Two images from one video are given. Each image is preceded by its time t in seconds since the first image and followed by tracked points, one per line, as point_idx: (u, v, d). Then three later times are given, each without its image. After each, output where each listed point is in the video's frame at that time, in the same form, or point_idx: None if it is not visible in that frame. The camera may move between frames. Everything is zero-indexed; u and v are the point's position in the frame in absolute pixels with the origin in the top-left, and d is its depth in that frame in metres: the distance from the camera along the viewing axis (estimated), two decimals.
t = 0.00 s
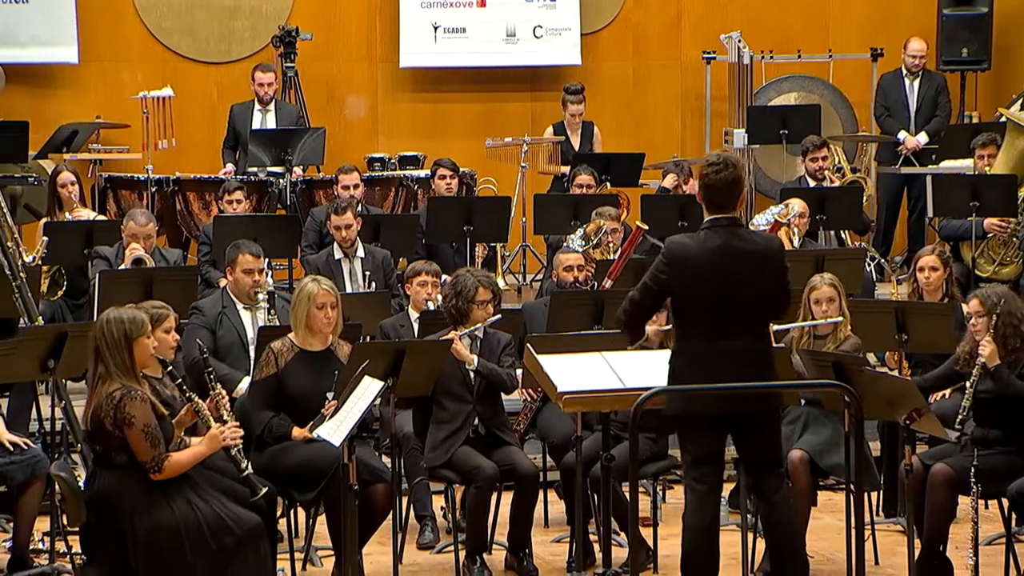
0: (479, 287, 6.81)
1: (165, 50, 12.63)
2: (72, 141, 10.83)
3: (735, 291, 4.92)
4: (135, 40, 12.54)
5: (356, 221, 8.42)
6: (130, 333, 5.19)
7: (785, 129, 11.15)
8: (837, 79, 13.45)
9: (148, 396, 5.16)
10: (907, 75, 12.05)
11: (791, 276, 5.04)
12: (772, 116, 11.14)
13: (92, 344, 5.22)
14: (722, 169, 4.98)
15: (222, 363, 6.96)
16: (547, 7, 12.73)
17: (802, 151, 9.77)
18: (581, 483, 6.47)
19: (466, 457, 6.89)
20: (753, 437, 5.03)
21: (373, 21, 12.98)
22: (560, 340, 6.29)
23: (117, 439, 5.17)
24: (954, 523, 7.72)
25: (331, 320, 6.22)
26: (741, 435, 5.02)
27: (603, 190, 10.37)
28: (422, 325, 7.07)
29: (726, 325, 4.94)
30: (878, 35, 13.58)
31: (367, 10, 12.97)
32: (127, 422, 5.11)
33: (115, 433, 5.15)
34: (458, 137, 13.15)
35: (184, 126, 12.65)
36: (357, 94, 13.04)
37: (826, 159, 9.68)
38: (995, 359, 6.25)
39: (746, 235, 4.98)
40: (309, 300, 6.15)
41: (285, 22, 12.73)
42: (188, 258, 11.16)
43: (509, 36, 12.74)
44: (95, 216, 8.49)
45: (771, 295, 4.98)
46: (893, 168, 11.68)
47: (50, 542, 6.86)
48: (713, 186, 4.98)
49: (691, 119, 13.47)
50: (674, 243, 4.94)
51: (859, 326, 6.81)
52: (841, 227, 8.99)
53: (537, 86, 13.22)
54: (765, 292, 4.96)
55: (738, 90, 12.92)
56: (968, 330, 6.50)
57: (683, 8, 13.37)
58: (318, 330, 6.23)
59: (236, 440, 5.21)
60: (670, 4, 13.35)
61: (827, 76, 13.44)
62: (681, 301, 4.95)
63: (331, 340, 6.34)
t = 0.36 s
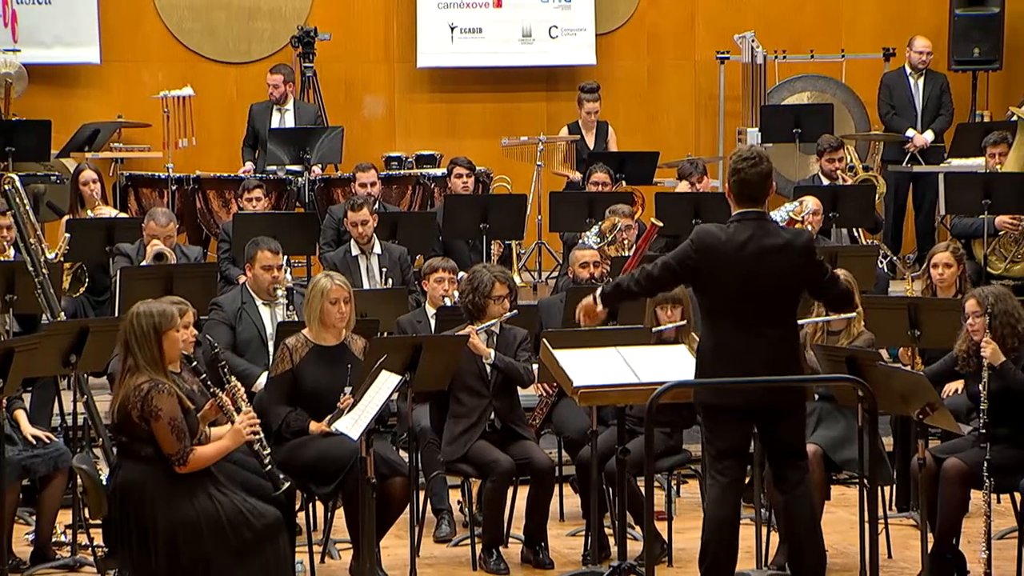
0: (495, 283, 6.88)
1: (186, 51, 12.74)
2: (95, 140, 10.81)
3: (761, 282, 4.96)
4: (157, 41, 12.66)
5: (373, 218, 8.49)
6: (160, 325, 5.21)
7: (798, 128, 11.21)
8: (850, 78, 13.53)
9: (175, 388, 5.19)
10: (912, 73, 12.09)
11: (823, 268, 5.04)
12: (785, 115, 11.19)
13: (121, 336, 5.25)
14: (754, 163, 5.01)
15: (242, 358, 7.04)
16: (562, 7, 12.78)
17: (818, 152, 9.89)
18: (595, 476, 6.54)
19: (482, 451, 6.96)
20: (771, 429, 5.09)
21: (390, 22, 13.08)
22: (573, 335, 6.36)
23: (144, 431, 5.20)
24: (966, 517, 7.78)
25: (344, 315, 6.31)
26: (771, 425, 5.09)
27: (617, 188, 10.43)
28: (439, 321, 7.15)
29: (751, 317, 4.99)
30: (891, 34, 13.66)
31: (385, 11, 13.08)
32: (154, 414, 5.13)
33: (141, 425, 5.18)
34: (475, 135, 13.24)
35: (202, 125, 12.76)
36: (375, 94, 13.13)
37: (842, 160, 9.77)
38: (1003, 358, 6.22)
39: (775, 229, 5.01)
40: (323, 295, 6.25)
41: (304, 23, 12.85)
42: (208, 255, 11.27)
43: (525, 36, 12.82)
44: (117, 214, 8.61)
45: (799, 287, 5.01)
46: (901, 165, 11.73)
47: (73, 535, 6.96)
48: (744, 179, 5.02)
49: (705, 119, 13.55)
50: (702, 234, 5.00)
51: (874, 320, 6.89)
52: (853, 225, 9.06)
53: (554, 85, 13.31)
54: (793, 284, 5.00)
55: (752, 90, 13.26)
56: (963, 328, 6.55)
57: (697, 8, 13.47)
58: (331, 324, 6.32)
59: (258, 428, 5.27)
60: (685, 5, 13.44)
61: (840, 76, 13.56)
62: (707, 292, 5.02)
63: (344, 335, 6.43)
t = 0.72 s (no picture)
0: (513, 280, 6.94)
1: (206, 52, 12.85)
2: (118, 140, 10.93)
3: (773, 281, 4.99)
4: (178, 42, 12.78)
5: (389, 214, 8.59)
6: (193, 322, 5.25)
7: (812, 128, 11.27)
8: (864, 78, 13.58)
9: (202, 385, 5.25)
10: (918, 74, 12.13)
11: (833, 261, 5.08)
12: (798, 115, 11.26)
13: (154, 331, 5.27)
14: (761, 161, 5.02)
15: (262, 355, 7.13)
16: (577, 8, 12.84)
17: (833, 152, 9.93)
18: (611, 472, 6.61)
19: (499, 447, 7.04)
20: (778, 425, 5.13)
21: (408, 24, 13.17)
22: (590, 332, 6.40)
23: (170, 426, 5.26)
24: (979, 513, 7.83)
25: (356, 311, 6.39)
26: (777, 422, 5.13)
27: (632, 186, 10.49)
28: (457, 318, 7.23)
29: (762, 314, 5.03)
30: (905, 32, 13.70)
31: (402, 13, 13.17)
32: (181, 410, 5.19)
33: (167, 421, 5.24)
34: (493, 136, 13.33)
35: (222, 125, 12.87)
36: (393, 95, 13.22)
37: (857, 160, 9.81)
38: (1010, 357, 6.32)
39: (784, 226, 5.04)
40: (334, 292, 6.32)
41: (323, 25, 12.94)
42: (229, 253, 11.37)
43: (541, 37, 12.87)
44: (138, 214, 8.70)
45: (809, 282, 5.05)
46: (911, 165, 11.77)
47: (96, 529, 7.06)
48: (753, 178, 5.04)
49: (720, 120, 13.63)
50: (712, 235, 5.02)
51: (888, 317, 6.96)
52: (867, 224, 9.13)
53: (570, 85, 13.39)
54: (805, 280, 5.03)
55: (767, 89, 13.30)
56: (971, 329, 6.59)
57: (712, 8, 13.54)
58: (343, 320, 6.40)
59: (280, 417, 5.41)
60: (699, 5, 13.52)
61: (853, 76, 13.58)
62: (722, 291, 5.04)
63: (355, 330, 6.52)
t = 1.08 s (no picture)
0: (522, 279, 7.01)
1: (218, 54, 12.94)
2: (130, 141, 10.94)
3: (794, 283, 5.03)
4: (190, 44, 12.88)
5: (399, 212, 8.66)
6: (205, 321, 5.33)
7: (818, 128, 11.34)
8: (869, 79, 13.64)
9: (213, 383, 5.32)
10: (921, 75, 12.28)
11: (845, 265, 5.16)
12: (804, 116, 11.34)
13: (166, 328, 5.37)
14: (777, 162, 5.06)
15: (274, 353, 7.21)
16: (585, 10, 12.88)
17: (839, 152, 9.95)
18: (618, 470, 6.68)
19: (509, 444, 7.11)
20: (792, 424, 5.18)
21: (418, 26, 13.25)
22: (599, 330, 6.46)
23: (183, 424, 5.33)
24: (985, 510, 7.88)
25: (361, 310, 6.43)
26: (791, 421, 5.18)
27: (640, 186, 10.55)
28: (467, 317, 7.30)
29: (774, 314, 5.07)
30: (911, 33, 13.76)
31: (412, 17, 13.25)
32: (192, 407, 5.26)
33: (180, 417, 5.31)
34: (502, 137, 13.40)
35: (235, 125, 12.96)
36: (403, 95, 13.31)
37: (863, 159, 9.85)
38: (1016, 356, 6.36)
39: (802, 227, 5.09)
40: (340, 291, 6.38)
41: (334, 27, 13.02)
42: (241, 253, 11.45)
43: (550, 39, 12.91)
44: (151, 214, 8.75)
45: (827, 285, 5.11)
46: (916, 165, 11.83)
47: (109, 525, 7.14)
48: (768, 180, 5.07)
49: (726, 122, 13.69)
50: (734, 238, 5.05)
51: (893, 315, 7.03)
52: (872, 223, 9.19)
53: (578, 88, 13.46)
54: (823, 283, 5.09)
55: (772, 91, 13.17)
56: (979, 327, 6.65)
57: (719, 10, 13.62)
58: (347, 319, 6.43)
59: (291, 413, 5.55)
60: (705, 7, 13.60)
61: (858, 78, 13.64)
62: (743, 294, 5.07)
63: (362, 330, 6.55)
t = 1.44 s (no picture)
0: (516, 278, 7.08)
1: (214, 55, 12.99)
2: (127, 142, 11.00)
3: (795, 279, 5.06)
4: (187, 46, 12.93)
5: (395, 211, 8.69)
6: (200, 321, 5.39)
7: (807, 129, 11.44)
8: (857, 82, 13.73)
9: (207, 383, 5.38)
10: (911, 77, 12.38)
11: (847, 264, 5.18)
12: (793, 118, 11.46)
13: (162, 327, 5.43)
14: (783, 164, 5.14)
15: (269, 352, 7.26)
16: (577, 12, 12.93)
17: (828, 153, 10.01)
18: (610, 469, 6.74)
19: (503, 442, 7.17)
20: (791, 420, 5.22)
21: (412, 28, 13.30)
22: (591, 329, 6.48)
23: (176, 423, 5.39)
24: (974, 508, 7.95)
25: (354, 309, 6.49)
26: (790, 418, 5.23)
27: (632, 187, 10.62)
28: (461, 316, 7.36)
29: (766, 312, 5.10)
30: (900, 35, 13.86)
31: (406, 20, 13.30)
32: (185, 406, 5.32)
33: (173, 416, 5.37)
34: (495, 138, 13.46)
35: (231, 126, 13.02)
36: (397, 96, 13.37)
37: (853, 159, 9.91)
38: (1006, 356, 6.44)
39: (804, 227, 5.12)
40: (334, 290, 6.44)
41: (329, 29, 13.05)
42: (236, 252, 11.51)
43: (542, 41, 12.99)
44: (147, 214, 8.80)
45: (827, 283, 5.13)
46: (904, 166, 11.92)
47: (107, 523, 7.20)
48: (771, 179, 5.15)
49: (717, 123, 13.76)
50: (736, 233, 5.09)
51: (883, 313, 7.07)
52: (861, 224, 9.28)
53: (569, 91, 13.51)
54: (823, 280, 5.12)
55: (761, 92, 13.33)
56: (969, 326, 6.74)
57: (710, 13, 13.70)
58: (341, 318, 6.49)
59: (284, 413, 5.61)
60: (696, 9, 13.68)
61: (846, 79, 13.71)
62: (740, 288, 5.11)
63: (354, 328, 6.63)
